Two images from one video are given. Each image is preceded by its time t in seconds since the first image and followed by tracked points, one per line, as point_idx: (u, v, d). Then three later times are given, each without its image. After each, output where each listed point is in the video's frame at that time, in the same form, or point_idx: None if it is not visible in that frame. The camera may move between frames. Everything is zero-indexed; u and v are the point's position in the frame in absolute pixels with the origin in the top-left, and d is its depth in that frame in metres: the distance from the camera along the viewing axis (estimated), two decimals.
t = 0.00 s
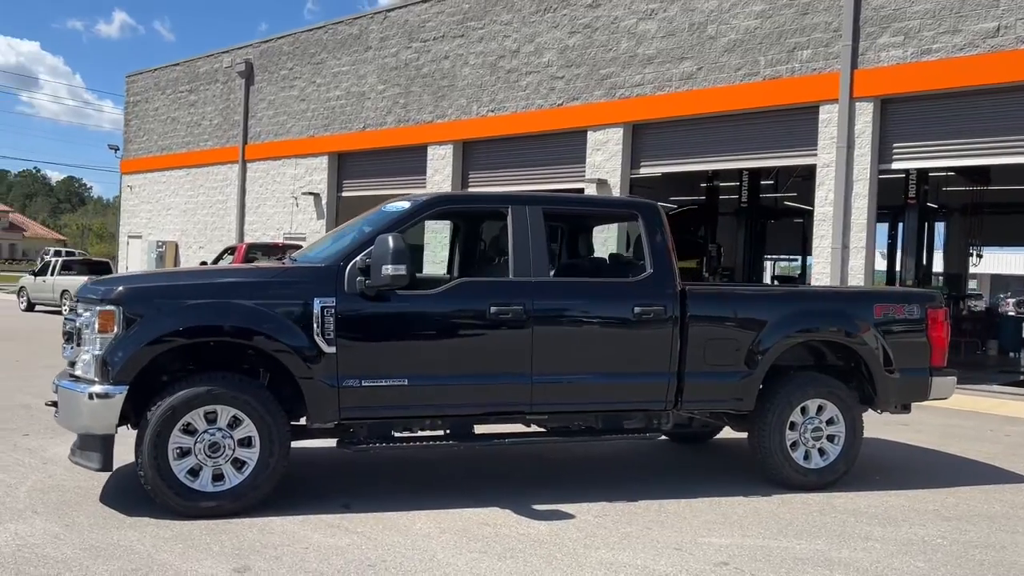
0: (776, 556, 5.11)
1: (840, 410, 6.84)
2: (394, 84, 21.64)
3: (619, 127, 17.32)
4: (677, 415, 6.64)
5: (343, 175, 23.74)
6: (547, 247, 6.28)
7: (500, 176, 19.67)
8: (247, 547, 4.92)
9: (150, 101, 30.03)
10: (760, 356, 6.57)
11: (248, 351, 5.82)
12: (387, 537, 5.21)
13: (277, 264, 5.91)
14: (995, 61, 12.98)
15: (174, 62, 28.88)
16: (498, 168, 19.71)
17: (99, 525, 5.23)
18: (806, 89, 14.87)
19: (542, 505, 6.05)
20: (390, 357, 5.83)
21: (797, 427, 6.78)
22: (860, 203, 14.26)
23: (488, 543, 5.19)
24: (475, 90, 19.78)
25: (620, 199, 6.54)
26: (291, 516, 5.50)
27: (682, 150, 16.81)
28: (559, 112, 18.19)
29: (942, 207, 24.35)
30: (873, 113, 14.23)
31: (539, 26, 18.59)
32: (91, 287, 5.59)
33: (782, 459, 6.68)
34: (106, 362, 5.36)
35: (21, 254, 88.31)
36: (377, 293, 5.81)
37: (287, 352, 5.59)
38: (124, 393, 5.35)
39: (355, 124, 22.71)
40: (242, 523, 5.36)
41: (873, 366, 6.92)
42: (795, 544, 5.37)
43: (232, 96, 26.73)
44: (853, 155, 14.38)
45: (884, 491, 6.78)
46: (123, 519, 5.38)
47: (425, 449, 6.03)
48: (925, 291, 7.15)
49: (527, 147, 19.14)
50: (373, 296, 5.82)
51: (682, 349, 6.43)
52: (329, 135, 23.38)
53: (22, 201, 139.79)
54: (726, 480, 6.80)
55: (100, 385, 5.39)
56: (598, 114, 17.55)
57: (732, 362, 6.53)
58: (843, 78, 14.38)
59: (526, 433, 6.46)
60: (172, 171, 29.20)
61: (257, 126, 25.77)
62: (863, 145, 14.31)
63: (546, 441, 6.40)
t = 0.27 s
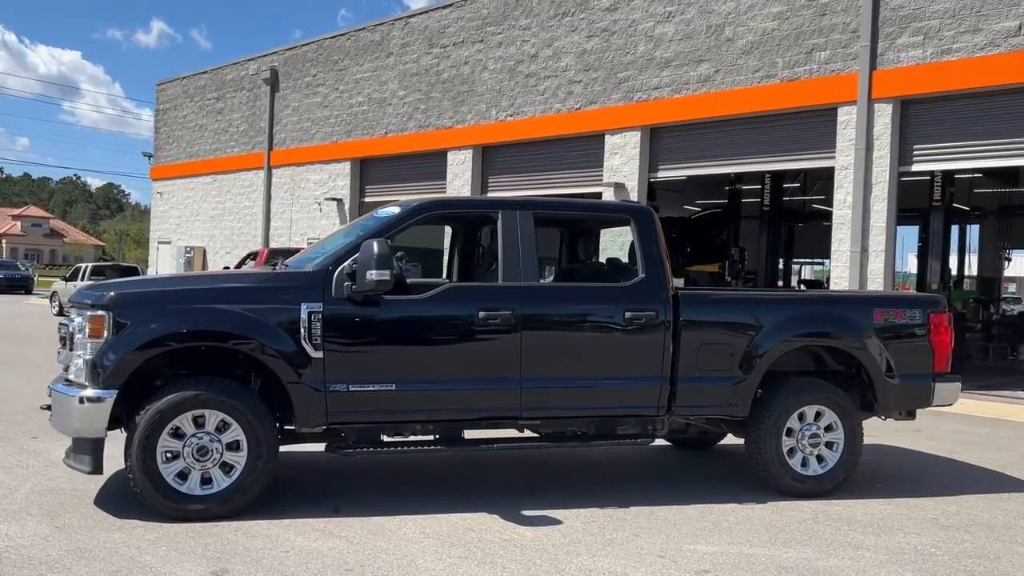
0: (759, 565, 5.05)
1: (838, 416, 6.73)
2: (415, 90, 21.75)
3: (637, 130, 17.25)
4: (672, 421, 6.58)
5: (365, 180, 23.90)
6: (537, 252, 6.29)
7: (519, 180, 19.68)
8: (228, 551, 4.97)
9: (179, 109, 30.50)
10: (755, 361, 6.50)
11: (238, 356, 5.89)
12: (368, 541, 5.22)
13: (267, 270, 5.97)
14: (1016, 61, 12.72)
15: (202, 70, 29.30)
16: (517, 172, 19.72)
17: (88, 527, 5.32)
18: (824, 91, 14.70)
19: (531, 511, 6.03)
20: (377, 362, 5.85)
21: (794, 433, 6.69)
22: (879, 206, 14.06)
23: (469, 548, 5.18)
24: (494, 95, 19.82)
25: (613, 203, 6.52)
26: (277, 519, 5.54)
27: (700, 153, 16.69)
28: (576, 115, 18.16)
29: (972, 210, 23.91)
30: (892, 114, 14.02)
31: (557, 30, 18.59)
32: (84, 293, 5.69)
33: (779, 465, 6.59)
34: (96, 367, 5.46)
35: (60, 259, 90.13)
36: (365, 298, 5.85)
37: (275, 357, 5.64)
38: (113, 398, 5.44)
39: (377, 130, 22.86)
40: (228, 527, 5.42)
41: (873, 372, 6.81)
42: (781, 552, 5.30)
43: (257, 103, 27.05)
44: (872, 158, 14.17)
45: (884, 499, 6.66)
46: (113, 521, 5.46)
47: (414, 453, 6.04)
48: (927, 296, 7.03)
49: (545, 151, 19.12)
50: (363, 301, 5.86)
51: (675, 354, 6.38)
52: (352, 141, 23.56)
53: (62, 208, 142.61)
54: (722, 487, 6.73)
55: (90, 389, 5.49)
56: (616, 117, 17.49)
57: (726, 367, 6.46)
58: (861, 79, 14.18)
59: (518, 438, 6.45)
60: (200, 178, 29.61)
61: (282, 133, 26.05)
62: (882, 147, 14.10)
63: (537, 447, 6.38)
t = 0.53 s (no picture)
0: (740, 565, 5.05)
1: (833, 417, 6.69)
2: (435, 94, 21.89)
3: (653, 133, 17.23)
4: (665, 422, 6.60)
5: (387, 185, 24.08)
6: (527, 253, 6.34)
7: (536, 184, 19.73)
8: (215, 546, 5.07)
9: (206, 116, 30.98)
10: (747, 361, 6.50)
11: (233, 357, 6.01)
12: (354, 538, 5.31)
13: (262, 272, 6.09)
14: None
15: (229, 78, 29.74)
16: (535, 176, 19.77)
17: (84, 522, 5.46)
18: (840, 92, 14.59)
19: (520, 510, 6.08)
20: (366, 363, 5.94)
21: (789, 435, 6.66)
22: (896, 207, 13.91)
23: (452, 546, 5.24)
24: (512, 99, 19.91)
25: (604, 205, 6.57)
26: (267, 516, 5.64)
27: (717, 156, 16.63)
28: (593, 118, 18.19)
29: (1000, 211, 23.51)
30: (908, 115, 13.88)
31: (574, 34, 18.63)
32: (83, 295, 5.85)
33: (772, 467, 6.57)
34: (92, 366, 5.61)
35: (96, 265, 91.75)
36: (355, 300, 5.94)
37: (267, 357, 5.75)
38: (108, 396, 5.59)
39: (397, 135, 23.04)
40: (219, 523, 5.53)
41: (869, 372, 6.76)
42: (765, 553, 5.29)
43: (282, 110, 27.40)
44: (889, 159, 14.04)
45: (879, 501, 6.62)
46: (109, 517, 5.60)
47: (403, 452, 6.12)
48: (926, 296, 6.96)
49: (562, 155, 19.16)
50: (354, 301, 5.95)
51: (666, 355, 6.40)
52: (373, 146, 23.76)
53: (100, 214, 145.21)
54: (716, 489, 6.72)
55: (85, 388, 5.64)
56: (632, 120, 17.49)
57: (717, 369, 6.47)
58: (877, 79, 14.05)
59: (510, 438, 6.50)
60: (227, 183, 30.04)
61: (306, 138, 26.35)
62: (899, 148, 13.97)
63: (529, 447, 6.42)
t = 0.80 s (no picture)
0: (716, 568, 5.08)
1: (823, 422, 6.69)
2: (452, 101, 22.04)
3: (667, 137, 17.23)
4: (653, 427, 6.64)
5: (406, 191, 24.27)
6: (514, 258, 6.44)
7: (552, 189, 19.80)
8: (200, 546, 5.20)
9: (231, 123, 31.44)
10: (734, 366, 6.53)
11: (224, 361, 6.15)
12: (337, 539, 5.41)
13: (254, 278, 6.24)
14: None
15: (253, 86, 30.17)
16: (551, 181, 19.84)
17: (77, 522, 5.62)
18: (853, 95, 14.49)
19: (506, 513, 6.15)
20: (354, 367, 6.05)
21: (778, 440, 6.67)
22: (909, 211, 13.79)
23: (433, 548, 5.32)
24: (528, 105, 20.01)
25: (592, 212, 6.64)
26: (255, 517, 5.77)
27: (730, 160, 16.58)
28: (607, 123, 18.23)
29: None
30: (921, 118, 13.75)
31: (589, 39, 18.68)
32: (80, 299, 6.03)
33: (760, 472, 6.59)
34: (86, 370, 5.78)
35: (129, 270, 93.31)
36: (342, 305, 6.07)
37: (255, 362, 5.89)
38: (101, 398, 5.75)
39: (416, 141, 23.24)
40: (208, 523, 5.67)
41: (859, 378, 6.75)
42: (743, 557, 5.31)
43: (304, 117, 27.74)
44: (902, 162, 13.92)
45: (869, 507, 6.60)
46: (102, 516, 5.76)
47: (391, 456, 6.22)
48: (920, 302, 6.95)
49: (578, 160, 19.21)
50: (342, 307, 6.08)
51: (652, 359, 6.45)
52: (392, 152, 23.98)
53: (134, 220, 147.59)
54: (705, 493, 6.74)
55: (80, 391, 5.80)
56: (646, 125, 17.50)
57: (704, 373, 6.50)
58: (890, 82, 13.94)
59: (499, 442, 6.58)
60: (251, 190, 30.46)
61: (327, 145, 26.65)
62: (912, 151, 13.84)
63: (516, 450, 6.49)
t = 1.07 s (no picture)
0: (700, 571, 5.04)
1: (819, 425, 6.63)
2: (469, 105, 22.12)
3: (681, 140, 17.16)
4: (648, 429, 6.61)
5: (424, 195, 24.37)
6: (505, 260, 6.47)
7: (568, 192, 19.78)
8: (188, 545, 5.26)
9: (254, 129, 31.78)
10: (728, 367, 6.51)
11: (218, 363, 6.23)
12: (324, 539, 5.44)
13: (248, 280, 6.32)
14: None
15: (274, 92, 30.47)
16: (566, 185, 19.83)
17: (72, 520, 5.71)
18: (867, 95, 14.35)
19: (496, 514, 6.15)
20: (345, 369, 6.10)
21: (773, 443, 6.62)
22: (925, 212, 13.62)
23: (418, 548, 5.34)
24: (544, 108, 20.03)
25: (585, 214, 6.65)
26: (246, 518, 5.82)
27: (745, 162, 16.47)
28: (621, 126, 18.20)
29: None
30: (937, 118, 13.58)
31: (604, 42, 18.67)
32: (78, 302, 6.13)
33: (755, 476, 6.53)
34: (81, 371, 5.88)
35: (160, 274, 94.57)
36: (333, 308, 6.13)
37: (247, 363, 5.96)
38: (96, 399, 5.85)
39: (433, 145, 23.34)
40: (199, 523, 5.73)
41: (855, 380, 6.69)
42: (730, 561, 5.27)
43: (325, 122, 27.98)
44: (917, 163, 13.75)
45: (866, 511, 6.52)
46: (97, 515, 5.84)
47: (383, 457, 6.25)
48: (918, 304, 6.87)
49: (593, 163, 19.18)
50: (333, 310, 6.13)
51: (645, 362, 6.44)
52: (409, 157, 24.11)
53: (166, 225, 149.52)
54: (700, 497, 6.70)
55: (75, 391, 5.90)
56: (661, 127, 17.43)
57: (698, 376, 6.48)
58: (904, 82, 13.79)
59: (492, 443, 6.59)
60: (272, 195, 30.74)
61: (347, 150, 26.83)
62: (928, 152, 13.66)
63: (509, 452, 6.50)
